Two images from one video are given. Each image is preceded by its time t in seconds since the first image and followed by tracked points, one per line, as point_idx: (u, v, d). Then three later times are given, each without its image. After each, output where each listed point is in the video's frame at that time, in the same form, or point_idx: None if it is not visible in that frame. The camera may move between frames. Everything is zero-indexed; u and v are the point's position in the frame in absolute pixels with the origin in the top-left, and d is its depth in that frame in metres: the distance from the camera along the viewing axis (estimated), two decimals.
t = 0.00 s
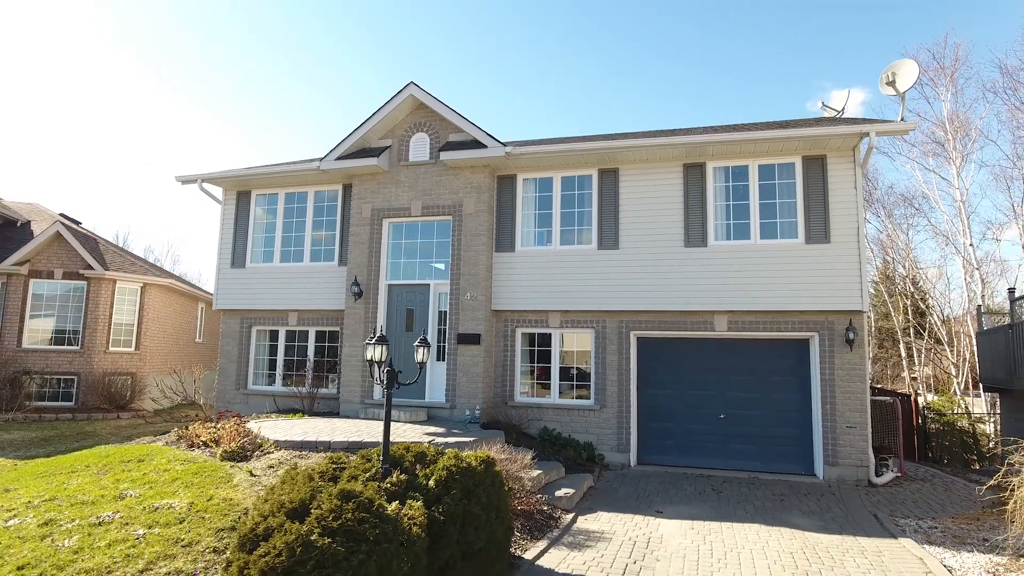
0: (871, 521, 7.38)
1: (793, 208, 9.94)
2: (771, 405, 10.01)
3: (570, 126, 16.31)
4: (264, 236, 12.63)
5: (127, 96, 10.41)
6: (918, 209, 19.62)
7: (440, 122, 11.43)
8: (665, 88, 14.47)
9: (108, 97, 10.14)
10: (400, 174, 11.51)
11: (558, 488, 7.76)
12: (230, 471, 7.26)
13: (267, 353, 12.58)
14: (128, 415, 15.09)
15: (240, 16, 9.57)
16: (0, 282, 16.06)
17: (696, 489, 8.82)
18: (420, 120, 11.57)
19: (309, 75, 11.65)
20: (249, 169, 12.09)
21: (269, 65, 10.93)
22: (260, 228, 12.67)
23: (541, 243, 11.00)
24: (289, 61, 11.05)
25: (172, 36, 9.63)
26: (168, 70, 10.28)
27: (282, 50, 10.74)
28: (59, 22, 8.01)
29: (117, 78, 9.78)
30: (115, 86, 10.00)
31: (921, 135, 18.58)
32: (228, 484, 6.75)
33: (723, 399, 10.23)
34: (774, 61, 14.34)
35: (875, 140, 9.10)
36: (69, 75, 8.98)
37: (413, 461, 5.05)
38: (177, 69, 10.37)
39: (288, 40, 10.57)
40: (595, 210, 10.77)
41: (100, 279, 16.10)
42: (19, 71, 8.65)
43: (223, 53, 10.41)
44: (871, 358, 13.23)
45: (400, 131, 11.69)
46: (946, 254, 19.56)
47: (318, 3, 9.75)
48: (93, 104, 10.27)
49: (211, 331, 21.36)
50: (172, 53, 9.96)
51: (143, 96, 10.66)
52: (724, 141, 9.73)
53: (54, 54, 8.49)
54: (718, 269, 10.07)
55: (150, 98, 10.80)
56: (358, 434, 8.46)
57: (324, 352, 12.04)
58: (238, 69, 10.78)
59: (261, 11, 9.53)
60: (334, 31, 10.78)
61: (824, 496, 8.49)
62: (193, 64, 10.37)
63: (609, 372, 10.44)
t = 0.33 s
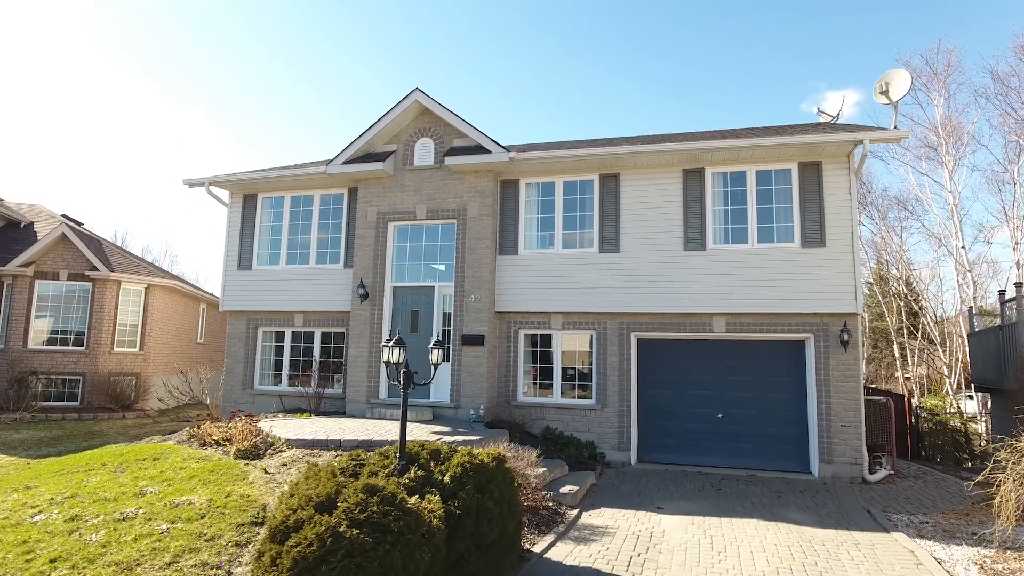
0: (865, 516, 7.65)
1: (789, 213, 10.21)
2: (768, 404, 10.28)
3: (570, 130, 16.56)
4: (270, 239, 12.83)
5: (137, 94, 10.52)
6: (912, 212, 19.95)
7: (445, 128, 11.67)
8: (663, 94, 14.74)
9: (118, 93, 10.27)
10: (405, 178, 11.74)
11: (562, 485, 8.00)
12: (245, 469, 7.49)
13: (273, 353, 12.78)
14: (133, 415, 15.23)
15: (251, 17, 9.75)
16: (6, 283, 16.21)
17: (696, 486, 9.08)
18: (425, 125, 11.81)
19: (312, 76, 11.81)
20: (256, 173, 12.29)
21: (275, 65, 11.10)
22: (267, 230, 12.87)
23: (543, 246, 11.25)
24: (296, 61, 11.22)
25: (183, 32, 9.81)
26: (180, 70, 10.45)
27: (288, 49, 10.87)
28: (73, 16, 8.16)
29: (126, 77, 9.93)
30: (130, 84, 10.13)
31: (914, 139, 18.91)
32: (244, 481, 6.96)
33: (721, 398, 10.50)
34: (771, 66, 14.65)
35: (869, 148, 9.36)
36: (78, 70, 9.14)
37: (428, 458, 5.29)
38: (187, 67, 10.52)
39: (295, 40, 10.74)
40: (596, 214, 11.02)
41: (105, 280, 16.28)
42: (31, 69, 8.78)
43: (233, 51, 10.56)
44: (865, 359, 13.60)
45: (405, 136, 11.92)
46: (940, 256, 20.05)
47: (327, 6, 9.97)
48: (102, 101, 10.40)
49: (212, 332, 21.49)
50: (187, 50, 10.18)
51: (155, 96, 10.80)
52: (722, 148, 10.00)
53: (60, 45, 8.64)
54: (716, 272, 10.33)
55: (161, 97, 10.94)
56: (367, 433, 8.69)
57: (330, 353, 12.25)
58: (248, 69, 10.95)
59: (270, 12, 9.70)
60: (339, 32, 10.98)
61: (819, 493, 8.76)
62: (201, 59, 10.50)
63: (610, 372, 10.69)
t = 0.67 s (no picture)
0: (860, 511, 7.93)
1: (787, 217, 10.47)
2: (766, 403, 10.55)
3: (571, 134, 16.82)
4: (277, 241, 13.05)
5: (138, 95, 10.84)
6: (906, 214, 20.24)
7: (450, 133, 11.91)
8: (662, 99, 15.00)
9: (116, 95, 10.55)
10: (411, 182, 11.97)
11: (568, 482, 8.26)
12: (260, 467, 7.71)
13: (280, 354, 13.00)
14: (140, 415, 15.40)
15: (247, 12, 9.94)
16: (14, 284, 16.39)
17: (696, 483, 9.35)
18: (431, 131, 12.05)
19: (316, 78, 12.12)
20: (264, 176, 12.50)
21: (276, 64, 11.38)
22: (274, 233, 13.09)
23: (546, 249, 11.50)
24: (299, 63, 11.50)
25: (177, 28, 9.96)
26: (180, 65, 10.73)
27: (291, 50, 11.15)
28: (67, 12, 8.40)
29: (122, 71, 10.13)
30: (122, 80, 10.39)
31: (909, 142, 19.24)
32: (261, 480, 7.20)
33: (720, 398, 10.77)
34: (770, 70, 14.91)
35: (864, 154, 9.62)
36: (71, 66, 9.29)
37: (444, 454, 5.54)
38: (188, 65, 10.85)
39: (298, 40, 10.98)
40: (598, 219, 11.28)
41: (112, 282, 16.47)
42: (31, 68, 9.09)
43: (236, 53, 10.84)
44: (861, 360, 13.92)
45: (411, 140, 12.15)
46: (934, 257, 20.29)
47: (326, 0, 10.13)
48: (101, 104, 10.70)
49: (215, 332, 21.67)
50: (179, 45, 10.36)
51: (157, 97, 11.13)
52: (722, 154, 10.27)
53: (53, 40, 8.93)
54: (715, 275, 10.60)
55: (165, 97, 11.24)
56: (377, 432, 8.94)
57: (337, 353, 12.47)
58: (251, 71, 11.23)
59: (262, 4, 9.83)
60: (341, 33, 11.23)
61: (816, 489, 9.04)
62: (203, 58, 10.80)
63: (612, 372, 10.95)
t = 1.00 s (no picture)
0: (854, 507, 8.22)
1: (783, 222, 10.75)
2: (763, 403, 10.82)
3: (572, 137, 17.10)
4: (284, 244, 13.27)
5: (140, 95, 11.06)
6: (900, 217, 20.57)
7: (454, 138, 12.15)
8: (659, 101, 15.27)
9: (119, 95, 10.76)
10: (416, 187, 12.21)
11: (572, 480, 8.52)
12: (273, 465, 7.95)
13: (286, 355, 13.21)
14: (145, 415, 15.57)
15: (248, 13, 10.19)
16: (20, 286, 16.56)
17: (696, 481, 9.62)
18: (435, 136, 12.29)
19: (316, 77, 12.32)
20: (271, 180, 12.71)
21: (276, 63, 11.58)
22: (280, 235, 13.30)
23: (549, 252, 11.76)
24: (300, 63, 11.78)
25: (178, 28, 10.23)
26: (181, 63, 10.98)
27: (289, 48, 11.35)
28: (70, 10, 8.59)
29: (122, 68, 10.41)
30: (122, 77, 10.59)
31: (903, 146, 19.60)
32: (276, 477, 7.43)
33: (719, 398, 11.04)
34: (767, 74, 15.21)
35: (859, 161, 9.89)
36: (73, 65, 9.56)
37: (457, 451, 5.79)
38: (188, 63, 11.06)
39: (294, 37, 11.16)
40: (600, 223, 11.55)
41: (117, 283, 16.64)
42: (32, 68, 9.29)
43: (236, 53, 11.10)
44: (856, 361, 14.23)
45: (416, 145, 12.39)
46: (928, 258, 20.62)
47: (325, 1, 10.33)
48: (105, 105, 10.95)
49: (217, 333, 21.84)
50: (180, 42, 10.57)
51: (159, 95, 11.33)
52: (720, 160, 10.55)
53: (55, 39, 9.13)
54: (714, 278, 10.87)
55: (168, 96, 11.44)
56: (385, 431, 9.18)
57: (343, 354, 12.69)
58: (251, 70, 11.49)
59: (263, 5, 10.05)
60: (342, 33, 11.47)
61: (812, 486, 9.32)
62: (204, 57, 11.02)
63: (613, 372, 11.22)
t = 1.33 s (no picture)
0: (850, 503, 8.48)
1: (781, 225, 11.03)
2: (761, 402, 11.09)
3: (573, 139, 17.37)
4: (290, 246, 13.49)
5: (139, 95, 11.26)
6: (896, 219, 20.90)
7: (459, 143, 12.39)
8: (657, 103, 15.50)
9: (118, 95, 10.97)
10: (421, 190, 12.45)
11: (576, 477, 8.77)
12: (287, 462, 8.18)
13: (293, 355, 13.42)
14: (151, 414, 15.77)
15: (249, 15, 10.40)
16: (27, 287, 16.73)
17: (696, 478, 9.88)
18: (440, 141, 12.52)
19: (316, 78, 12.52)
20: (278, 184, 12.94)
21: (275, 63, 11.79)
22: (287, 238, 13.52)
23: (552, 255, 12.01)
24: (299, 64, 12.01)
25: (180, 29, 10.45)
26: (182, 64, 11.20)
27: (289, 49, 11.57)
28: (71, 11, 8.78)
29: (122, 67, 10.60)
30: (122, 76, 10.79)
31: (898, 150, 19.93)
32: (290, 475, 7.65)
33: (718, 397, 11.31)
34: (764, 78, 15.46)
35: (854, 167, 10.13)
36: (69, 64, 9.75)
37: (470, 449, 6.05)
38: (190, 64, 11.28)
39: (292, 38, 11.34)
40: (602, 226, 11.80)
41: (124, 284, 16.82)
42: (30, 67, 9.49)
43: (237, 53, 11.32)
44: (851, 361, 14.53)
45: (421, 150, 12.63)
46: (923, 260, 20.92)
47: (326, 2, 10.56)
48: (104, 105, 11.15)
49: (218, 333, 21.98)
50: (180, 43, 10.77)
51: (158, 95, 11.55)
52: (718, 165, 10.81)
53: (52, 38, 9.32)
54: (713, 280, 11.13)
55: (168, 96, 11.63)
56: (394, 430, 9.42)
57: (349, 355, 12.93)
58: (247, 70, 11.69)
59: (263, 6, 10.27)
60: (343, 34, 11.68)
61: (809, 483, 9.58)
62: (205, 58, 11.24)
63: (615, 373, 11.47)
